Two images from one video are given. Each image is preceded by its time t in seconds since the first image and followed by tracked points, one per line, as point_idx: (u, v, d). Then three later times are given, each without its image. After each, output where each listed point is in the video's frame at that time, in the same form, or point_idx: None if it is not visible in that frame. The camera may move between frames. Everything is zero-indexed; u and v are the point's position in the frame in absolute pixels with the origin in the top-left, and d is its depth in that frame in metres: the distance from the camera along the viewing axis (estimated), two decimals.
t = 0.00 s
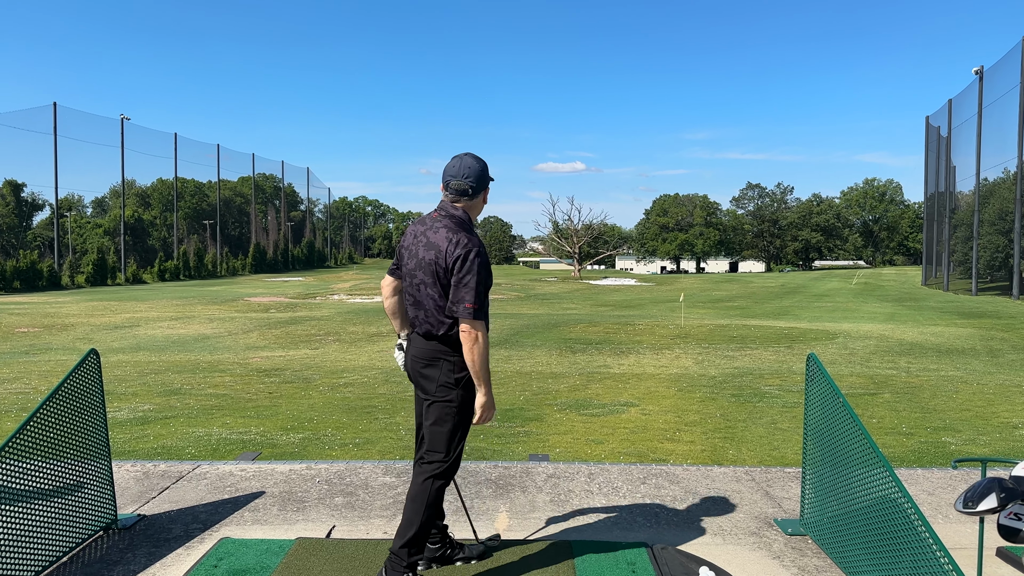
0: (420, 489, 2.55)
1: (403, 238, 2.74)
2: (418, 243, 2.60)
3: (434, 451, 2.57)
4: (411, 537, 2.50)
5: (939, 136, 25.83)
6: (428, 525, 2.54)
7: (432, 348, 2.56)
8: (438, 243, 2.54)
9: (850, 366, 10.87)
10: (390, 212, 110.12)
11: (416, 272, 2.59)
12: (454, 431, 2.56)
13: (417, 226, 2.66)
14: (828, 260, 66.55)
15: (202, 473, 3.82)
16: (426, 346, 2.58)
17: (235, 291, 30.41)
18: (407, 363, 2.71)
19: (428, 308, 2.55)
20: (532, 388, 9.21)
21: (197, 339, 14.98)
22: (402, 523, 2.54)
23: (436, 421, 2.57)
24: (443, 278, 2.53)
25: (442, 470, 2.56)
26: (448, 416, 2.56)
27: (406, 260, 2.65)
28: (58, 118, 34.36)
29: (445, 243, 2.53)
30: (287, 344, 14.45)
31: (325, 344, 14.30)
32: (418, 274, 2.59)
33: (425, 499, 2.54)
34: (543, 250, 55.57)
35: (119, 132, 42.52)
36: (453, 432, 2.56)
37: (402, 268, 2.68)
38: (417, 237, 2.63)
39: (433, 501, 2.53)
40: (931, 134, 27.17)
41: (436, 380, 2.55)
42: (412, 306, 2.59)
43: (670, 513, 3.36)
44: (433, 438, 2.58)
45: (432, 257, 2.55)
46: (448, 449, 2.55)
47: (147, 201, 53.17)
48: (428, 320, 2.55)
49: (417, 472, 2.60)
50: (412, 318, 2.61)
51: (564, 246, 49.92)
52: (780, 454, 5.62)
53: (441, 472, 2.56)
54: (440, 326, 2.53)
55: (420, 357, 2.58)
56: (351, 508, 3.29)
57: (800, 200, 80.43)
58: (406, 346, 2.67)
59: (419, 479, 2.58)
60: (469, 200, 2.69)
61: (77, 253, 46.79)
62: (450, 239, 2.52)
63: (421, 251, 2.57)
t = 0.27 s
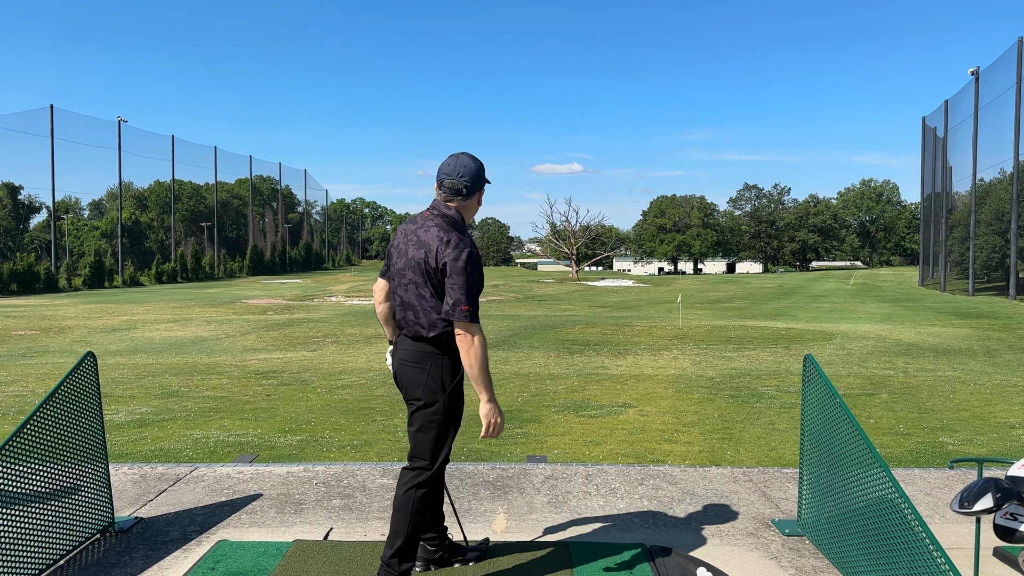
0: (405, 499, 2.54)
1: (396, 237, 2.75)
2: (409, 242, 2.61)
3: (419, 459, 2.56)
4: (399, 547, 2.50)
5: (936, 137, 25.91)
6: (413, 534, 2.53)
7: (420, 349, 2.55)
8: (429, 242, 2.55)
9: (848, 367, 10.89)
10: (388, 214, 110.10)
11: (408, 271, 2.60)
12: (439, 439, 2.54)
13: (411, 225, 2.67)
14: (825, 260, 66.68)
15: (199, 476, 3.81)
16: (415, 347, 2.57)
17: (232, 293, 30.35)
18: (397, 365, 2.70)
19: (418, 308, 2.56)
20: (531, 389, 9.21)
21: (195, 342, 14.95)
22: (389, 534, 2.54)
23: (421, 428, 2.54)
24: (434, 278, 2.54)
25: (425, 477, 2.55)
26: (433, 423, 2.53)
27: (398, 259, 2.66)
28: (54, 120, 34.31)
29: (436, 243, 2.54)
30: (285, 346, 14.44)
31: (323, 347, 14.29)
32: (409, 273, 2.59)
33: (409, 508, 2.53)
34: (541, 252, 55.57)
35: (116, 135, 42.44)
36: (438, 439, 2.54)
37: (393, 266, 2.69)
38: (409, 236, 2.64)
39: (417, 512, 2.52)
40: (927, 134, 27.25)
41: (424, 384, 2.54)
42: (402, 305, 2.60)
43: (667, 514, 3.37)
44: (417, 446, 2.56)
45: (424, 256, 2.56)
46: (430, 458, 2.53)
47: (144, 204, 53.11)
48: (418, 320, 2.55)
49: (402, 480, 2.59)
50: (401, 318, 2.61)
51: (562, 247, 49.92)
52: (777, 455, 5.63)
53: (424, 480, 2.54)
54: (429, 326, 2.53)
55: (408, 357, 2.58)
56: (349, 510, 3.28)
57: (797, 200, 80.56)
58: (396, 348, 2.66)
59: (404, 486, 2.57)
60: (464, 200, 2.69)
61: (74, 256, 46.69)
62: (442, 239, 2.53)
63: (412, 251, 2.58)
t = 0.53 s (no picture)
0: (395, 508, 2.54)
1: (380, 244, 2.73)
2: (396, 250, 2.60)
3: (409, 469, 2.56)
4: (392, 558, 2.52)
5: (932, 138, 25.97)
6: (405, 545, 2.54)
7: (408, 359, 2.54)
8: (418, 251, 2.55)
9: (845, 368, 10.90)
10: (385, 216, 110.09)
11: (394, 279, 2.58)
12: (430, 450, 2.55)
13: (397, 232, 2.66)
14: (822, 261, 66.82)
15: (195, 478, 3.80)
16: (403, 357, 2.55)
17: (230, 296, 30.33)
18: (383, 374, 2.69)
19: (406, 317, 2.54)
20: (528, 391, 9.21)
21: (192, 344, 14.93)
22: (381, 544, 2.55)
23: (411, 439, 2.55)
24: (422, 288, 2.53)
25: (415, 488, 2.55)
26: (424, 434, 2.54)
27: (383, 267, 2.64)
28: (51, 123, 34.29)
29: (425, 252, 2.53)
30: (282, 348, 14.43)
31: (320, 348, 14.28)
32: (395, 281, 2.58)
33: (399, 518, 2.53)
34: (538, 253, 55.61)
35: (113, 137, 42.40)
36: (429, 450, 2.55)
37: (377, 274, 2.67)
38: (394, 243, 2.62)
39: (407, 522, 2.53)
40: (924, 135, 27.33)
41: (414, 395, 2.53)
42: (389, 315, 2.58)
43: (664, 516, 3.37)
44: (408, 456, 2.56)
45: (412, 264, 2.55)
46: (421, 468, 2.54)
47: (141, 206, 53.08)
48: (405, 330, 2.54)
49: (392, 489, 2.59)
50: (387, 327, 2.59)
51: (559, 248, 49.96)
52: (775, 456, 5.64)
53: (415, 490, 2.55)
54: (417, 335, 2.52)
55: (395, 367, 2.56)
56: (346, 513, 3.28)
57: (794, 202, 80.75)
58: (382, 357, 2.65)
59: (394, 498, 2.57)
60: (452, 208, 2.70)
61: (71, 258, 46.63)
62: (431, 248, 2.53)
63: (399, 258, 2.58)
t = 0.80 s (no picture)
0: (389, 513, 2.55)
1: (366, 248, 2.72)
2: (382, 254, 2.59)
3: (402, 474, 2.56)
4: (387, 562, 2.52)
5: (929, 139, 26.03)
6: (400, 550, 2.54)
7: (400, 364, 2.54)
8: (404, 254, 2.54)
9: (843, 369, 10.91)
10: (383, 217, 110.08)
11: (381, 283, 2.58)
12: (422, 455, 2.55)
13: (382, 236, 2.65)
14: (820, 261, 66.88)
15: (193, 481, 3.80)
16: (394, 362, 2.55)
17: (228, 297, 30.29)
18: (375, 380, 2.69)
19: (396, 322, 2.54)
20: (526, 392, 9.20)
21: (189, 346, 14.90)
22: (376, 550, 2.56)
23: (403, 444, 2.55)
24: (410, 291, 2.53)
25: (407, 493, 2.55)
26: (416, 438, 2.54)
27: (370, 271, 2.63)
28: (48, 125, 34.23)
29: (410, 255, 2.53)
30: (280, 350, 14.41)
31: (318, 350, 14.26)
32: (382, 285, 2.57)
33: (393, 523, 2.53)
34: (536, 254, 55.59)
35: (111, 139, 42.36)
36: (421, 455, 2.55)
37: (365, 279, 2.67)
38: (380, 248, 2.61)
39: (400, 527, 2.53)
40: (921, 137, 27.38)
41: (406, 400, 2.53)
42: (378, 320, 2.58)
43: (662, 518, 3.37)
44: (400, 461, 2.56)
45: (398, 268, 2.54)
46: (413, 473, 2.55)
47: (139, 208, 52.99)
48: (395, 335, 2.54)
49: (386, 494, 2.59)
50: (378, 333, 2.59)
51: (557, 250, 49.96)
52: (773, 457, 5.64)
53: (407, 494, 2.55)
54: (407, 340, 2.53)
55: (386, 372, 2.56)
56: (343, 516, 3.27)
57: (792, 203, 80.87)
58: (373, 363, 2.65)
59: (387, 503, 2.57)
60: (437, 209, 2.69)
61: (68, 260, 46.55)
62: (417, 251, 2.52)
63: (386, 263, 2.57)
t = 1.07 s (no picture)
0: (383, 515, 2.54)
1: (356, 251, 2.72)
2: (371, 256, 2.59)
3: (395, 475, 2.56)
4: (380, 565, 2.51)
5: (927, 141, 26.06)
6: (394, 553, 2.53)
7: (391, 365, 2.54)
8: (392, 256, 2.54)
9: (841, 370, 10.91)
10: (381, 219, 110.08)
11: (371, 286, 2.58)
12: (414, 456, 2.55)
13: (371, 238, 2.65)
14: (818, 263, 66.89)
15: (191, 482, 3.79)
16: (386, 364, 2.55)
17: (226, 298, 30.28)
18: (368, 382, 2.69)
19: (386, 323, 2.54)
20: (525, 393, 9.20)
21: (188, 347, 14.89)
22: (370, 552, 2.54)
23: (396, 445, 2.55)
24: (398, 293, 2.53)
25: (399, 494, 2.54)
26: (409, 439, 2.54)
27: (360, 274, 2.64)
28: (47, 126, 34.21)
29: (398, 256, 2.53)
30: (278, 351, 14.40)
31: (317, 352, 14.25)
32: (372, 287, 2.57)
33: (387, 525, 2.52)
34: (535, 256, 55.57)
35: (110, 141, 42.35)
36: (412, 456, 2.55)
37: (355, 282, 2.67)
38: (369, 250, 2.62)
39: (394, 528, 2.52)
40: (919, 138, 27.40)
41: (398, 401, 2.53)
42: (369, 322, 2.58)
43: (660, 519, 3.36)
44: (393, 462, 2.56)
45: (386, 270, 2.54)
46: (405, 474, 2.54)
47: (137, 209, 52.95)
48: (386, 337, 2.54)
49: (379, 496, 2.58)
50: (369, 335, 2.60)
51: (556, 251, 49.94)
52: (771, 459, 5.64)
53: (400, 495, 2.54)
54: (398, 342, 2.53)
55: (378, 374, 2.56)
56: (341, 517, 3.27)
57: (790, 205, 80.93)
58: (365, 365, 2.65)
59: (380, 506, 2.56)
60: (425, 210, 2.69)
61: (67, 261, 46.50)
62: (405, 252, 2.52)
63: (374, 265, 2.57)
